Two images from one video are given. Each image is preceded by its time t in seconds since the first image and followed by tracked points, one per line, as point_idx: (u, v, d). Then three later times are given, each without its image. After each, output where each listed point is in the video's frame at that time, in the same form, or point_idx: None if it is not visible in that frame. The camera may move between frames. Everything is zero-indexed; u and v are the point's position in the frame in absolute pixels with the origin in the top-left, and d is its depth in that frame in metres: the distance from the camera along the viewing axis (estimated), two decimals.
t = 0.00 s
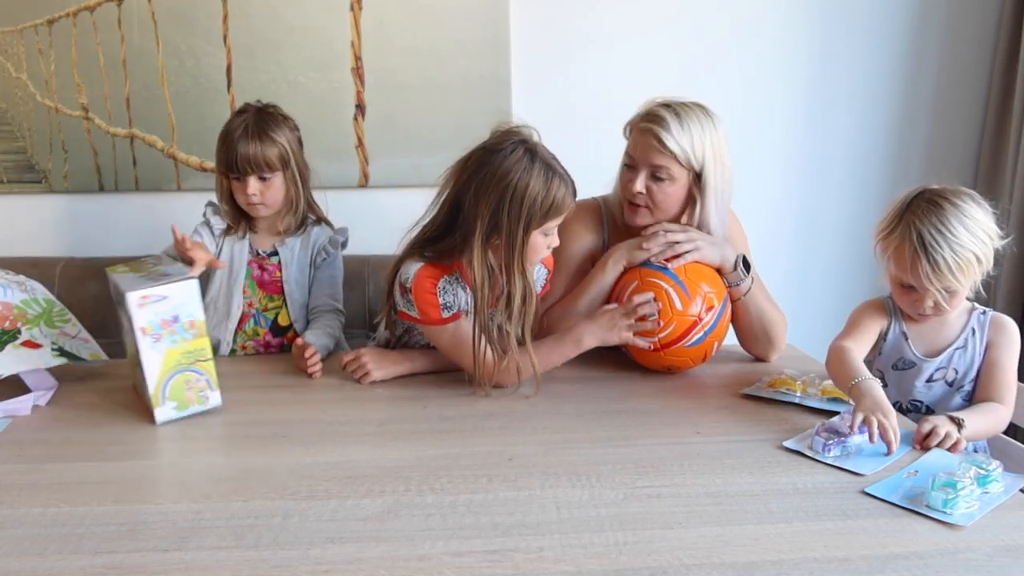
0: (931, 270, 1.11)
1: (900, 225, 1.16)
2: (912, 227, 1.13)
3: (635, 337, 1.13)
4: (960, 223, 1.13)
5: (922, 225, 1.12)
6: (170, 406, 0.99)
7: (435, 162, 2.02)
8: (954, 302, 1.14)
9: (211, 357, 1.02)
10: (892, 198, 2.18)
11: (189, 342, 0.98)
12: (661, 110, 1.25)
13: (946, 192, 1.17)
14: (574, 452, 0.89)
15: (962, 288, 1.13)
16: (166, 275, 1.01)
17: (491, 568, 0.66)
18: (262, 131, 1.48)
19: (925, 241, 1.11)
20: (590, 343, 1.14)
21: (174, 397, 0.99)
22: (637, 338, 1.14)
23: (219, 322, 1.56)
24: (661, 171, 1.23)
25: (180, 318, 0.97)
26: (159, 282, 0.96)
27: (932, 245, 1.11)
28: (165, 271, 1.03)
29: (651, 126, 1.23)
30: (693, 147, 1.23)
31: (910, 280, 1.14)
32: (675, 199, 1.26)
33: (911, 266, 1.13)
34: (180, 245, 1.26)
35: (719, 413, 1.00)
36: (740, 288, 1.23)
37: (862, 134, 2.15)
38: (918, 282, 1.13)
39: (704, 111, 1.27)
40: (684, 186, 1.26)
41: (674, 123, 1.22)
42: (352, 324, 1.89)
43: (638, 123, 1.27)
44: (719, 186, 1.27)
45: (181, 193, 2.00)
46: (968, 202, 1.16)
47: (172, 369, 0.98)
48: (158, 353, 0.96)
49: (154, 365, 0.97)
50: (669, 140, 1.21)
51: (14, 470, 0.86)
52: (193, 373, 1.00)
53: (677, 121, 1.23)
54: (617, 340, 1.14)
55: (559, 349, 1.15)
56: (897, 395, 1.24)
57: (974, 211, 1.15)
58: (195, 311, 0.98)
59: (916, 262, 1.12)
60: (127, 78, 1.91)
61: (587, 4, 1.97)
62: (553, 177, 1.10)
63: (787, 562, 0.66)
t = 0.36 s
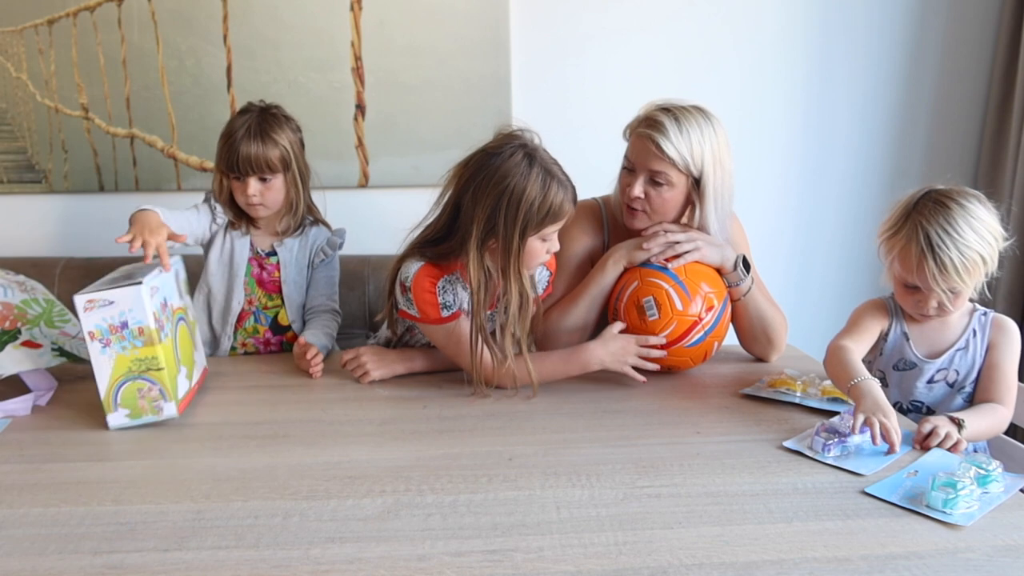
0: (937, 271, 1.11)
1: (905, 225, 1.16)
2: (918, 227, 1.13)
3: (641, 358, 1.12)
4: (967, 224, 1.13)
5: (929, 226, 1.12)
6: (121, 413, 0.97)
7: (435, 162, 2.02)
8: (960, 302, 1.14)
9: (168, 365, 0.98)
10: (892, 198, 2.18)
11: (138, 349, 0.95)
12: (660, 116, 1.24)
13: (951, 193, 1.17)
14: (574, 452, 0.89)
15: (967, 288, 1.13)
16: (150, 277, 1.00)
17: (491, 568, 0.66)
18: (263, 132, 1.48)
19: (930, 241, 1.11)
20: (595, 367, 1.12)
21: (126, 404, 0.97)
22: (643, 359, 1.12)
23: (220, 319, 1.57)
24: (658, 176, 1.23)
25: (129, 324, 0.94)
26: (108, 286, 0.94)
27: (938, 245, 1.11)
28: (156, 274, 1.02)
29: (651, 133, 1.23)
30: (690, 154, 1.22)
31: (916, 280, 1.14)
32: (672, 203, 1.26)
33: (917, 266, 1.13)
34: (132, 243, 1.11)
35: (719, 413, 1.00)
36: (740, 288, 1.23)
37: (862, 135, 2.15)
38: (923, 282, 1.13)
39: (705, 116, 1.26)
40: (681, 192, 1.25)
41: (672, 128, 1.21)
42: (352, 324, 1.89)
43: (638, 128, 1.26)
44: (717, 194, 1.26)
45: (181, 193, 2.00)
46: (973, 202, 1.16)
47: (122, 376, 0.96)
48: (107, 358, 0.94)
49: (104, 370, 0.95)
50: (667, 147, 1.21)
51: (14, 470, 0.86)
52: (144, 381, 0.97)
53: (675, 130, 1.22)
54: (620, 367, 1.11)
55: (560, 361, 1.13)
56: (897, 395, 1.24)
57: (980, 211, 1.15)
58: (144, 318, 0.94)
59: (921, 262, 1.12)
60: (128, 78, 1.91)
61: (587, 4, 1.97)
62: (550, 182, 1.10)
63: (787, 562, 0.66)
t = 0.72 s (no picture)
0: (940, 271, 1.11)
1: (910, 224, 1.16)
2: (923, 227, 1.13)
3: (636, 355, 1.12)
4: (971, 224, 1.13)
5: (934, 226, 1.12)
6: (107, 413, 0.97)
7: (435, 162, 2.02)
8: (961, 303, 1.15)
9: (156, 375, 0.97)
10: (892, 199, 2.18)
11: (127, 354, 0.95)
12: (657, 113, 1.24)
13: (955, 193, 1.17)
14: (574, 452, 0.89)
15: (970, 289, 1.13)
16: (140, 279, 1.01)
17: (491, 568, 0.66)
18: (265, 132, 1.48)
19: (936, 241, 1.11)
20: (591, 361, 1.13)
21: (112, 405, 0.97)
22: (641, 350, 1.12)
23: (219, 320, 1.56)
24: (656, 173, 1.23)
25: (121, 327, 0.94)
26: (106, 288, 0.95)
27: (943, 246, 1.10)
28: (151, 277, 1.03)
29: (648, 130, 1.23)
30: (687, 150, 1.22)
31: (919, 281, 1.14)
32: (671, 200, 1.26)
33: (921, 266, 1.13)
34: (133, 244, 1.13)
35: (719, 413, 1.00)
36: (740, 288, 1.23)
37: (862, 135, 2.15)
38: (927, 282, 1.13)
39: (702, 114, 1.26)
40: (679, 188, 1.25)
41: (669, 125, 1.22)
42: (352, 324, 1.89)
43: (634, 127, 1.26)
44: (715, 190, 1.26)
45: (181, 193, 2.00)
46: (977, 203, 1.16)
47: (111, 377, 0.97)
48: (100, 357, 0.96)
49: (97, 367, 0.97)
50: (663, 143, 1.21)
51: (14, 470, 0.86)
52: (129, 385, 0.96)
53: (672, 127, 1.22)
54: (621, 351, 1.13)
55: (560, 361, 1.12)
56: (897, 395, 1.24)
57: (984, 212, 1.15)
58: (136, 324, 0.94)
59: (926, 262, 1.12)
60: (128, 78, 1.91)
61: (587, 4, 1.97)
62: (545, 179, 1.09)
63: (787, 562, 0.66)
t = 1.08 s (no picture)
0: (940, 270, 1.11)
1: (911, 223, 1.16)
2: (922, 226, 1.13)
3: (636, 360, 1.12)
4: (970, 223, 1.13)
5: (934, 225, 1.12)
6: (106, 411, 0.98)
7: (435, 162, 2.02)
8: (961, 301, 1.15)
9: (155, 373, 0.97)
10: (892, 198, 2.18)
11: (126, 351, 0.96)
12: (630, 108, 1.26)
13: (954, 192, 1.17)
14: (574, 452, 0.88)
15: (969, 287, 1.13)
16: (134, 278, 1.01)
17: (491, 568, 0.66)
18: (267, 131, 1.48)
19: (935, 240, 1.11)
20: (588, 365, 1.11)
21: (111, 403, 0.97)
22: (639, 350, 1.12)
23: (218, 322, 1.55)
24: (636, 164, 1.24)
25: (119, 324, 0.94)
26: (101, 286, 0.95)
27: (942, 244, 1.10)
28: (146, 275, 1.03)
29: (621, 123, 1.25)
30: (662, 139, 1.24)
31: (918, 280, 1.14)
32: (656, 189, 1.26)
33: (921, 265, 1.13)
34: (118, 262, 1.11)
35: (719, 413, 1.00)
36: (740, 288, 1.24)
37: (862, 135, 2.15)
38: (927, 280, 1.13)
39: (677, 105, 1.28)
40: (662, 177, 1.25)
41: (641, 116, 1.24)
42: (352, 324, 1.89)
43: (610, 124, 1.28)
44: (694, 176, 1.25)
45: (181, 193, 2.00)
46: (976, 202, 1.16)
47: (110, 375, 0.97)
48: (98, 355, 0.96)
49: (96, 365, 0.97)
50: (637, 134, 1.23)
51: (14, 470, 0.86)
52: (128, 383, 0.97)
53: (643, 117, 1.24)
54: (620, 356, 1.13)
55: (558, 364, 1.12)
56: (897, 394, 1.24)
57: (983, 211, 1.15)
58: (133, 320, 0.94)
59: (925, 261, 1.12)
60: (127, 78, 1.91)
61: (587, 4, 1.97)
62: (536, 175, 1.09)
63: (787, 562, 0.66)
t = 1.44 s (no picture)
0: (936, 269, 1.11)
1: (906, 223, 1.16)
2: (918, 226, 1.13)
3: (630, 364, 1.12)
4: (966, 222, 1.13)
5: (929, 225, 1.12)
6: (100, 411, 0.98)
7: (435, 162, 2.02)
8: (958, 301, 1.15)
9: (150, 378, 0.97)
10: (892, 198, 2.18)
11: (122, 353, 0.96)
12: (628, 104, 1.27)
13: (949, 192, 1.17)
14: (574, 452, 0.88)
15: (966, 286, 1.13)
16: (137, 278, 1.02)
17: (491, 568, 0.66)
18: (264, 137, 1.47)
19: (931, 240, 1.11)
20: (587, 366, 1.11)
21: (105, 404, 0.98)
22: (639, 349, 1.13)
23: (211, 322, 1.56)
24: (634, 160, 1.24)
25: (117, 327, 0.95)
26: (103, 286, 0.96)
27: (938, 244, 1.11)
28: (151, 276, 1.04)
29: (620, 119, 1.26)
30: (660, 136, 1.24)
31: (914, 279, 1.14)
32: (654, 186, 1.26)
33: (917, 265, 1.13)
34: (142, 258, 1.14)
35: (719, 413, 1.00)
36: (740, 288, 1.24)
37: (862, 135, 2.15)
38: (923, 280, 1.13)
39: (678, 104, 1.28)
40: (659, 174, 1.25)
41: (640, 112, 1.24)
42: (352, 325, 1.89)
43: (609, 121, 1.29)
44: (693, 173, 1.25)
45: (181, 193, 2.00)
46: (972, 201, 1.16)
47: (106, 377, 0.98)
48: (96, 356, 0.97)
49: (93, 365, 0.98)
50: (635, 129, 1.23)
51: (14, 470, 0.86)
52: (121, 386, 0.97)
53: (642, 113, 1.25)
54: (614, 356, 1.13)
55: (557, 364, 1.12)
56: (896, 394, 1.24)
57: (978, 210, 1.15)
58: (131, 324, 0.95)
59: (921, 261, 1.12)
60: (127, 78, 1.91)
61: (587, 4, 1.97)
62: (535, 173, 1.09)
63: (787, 562, 0.66)
